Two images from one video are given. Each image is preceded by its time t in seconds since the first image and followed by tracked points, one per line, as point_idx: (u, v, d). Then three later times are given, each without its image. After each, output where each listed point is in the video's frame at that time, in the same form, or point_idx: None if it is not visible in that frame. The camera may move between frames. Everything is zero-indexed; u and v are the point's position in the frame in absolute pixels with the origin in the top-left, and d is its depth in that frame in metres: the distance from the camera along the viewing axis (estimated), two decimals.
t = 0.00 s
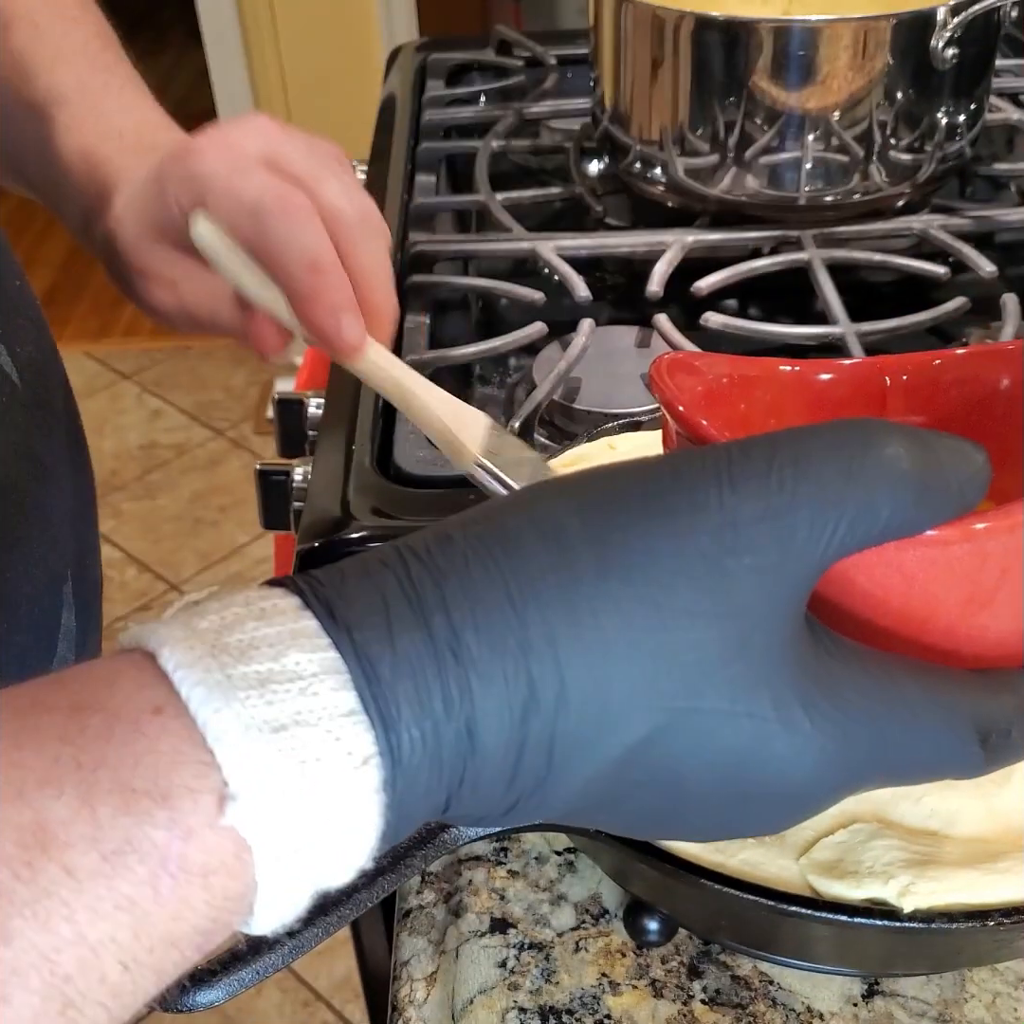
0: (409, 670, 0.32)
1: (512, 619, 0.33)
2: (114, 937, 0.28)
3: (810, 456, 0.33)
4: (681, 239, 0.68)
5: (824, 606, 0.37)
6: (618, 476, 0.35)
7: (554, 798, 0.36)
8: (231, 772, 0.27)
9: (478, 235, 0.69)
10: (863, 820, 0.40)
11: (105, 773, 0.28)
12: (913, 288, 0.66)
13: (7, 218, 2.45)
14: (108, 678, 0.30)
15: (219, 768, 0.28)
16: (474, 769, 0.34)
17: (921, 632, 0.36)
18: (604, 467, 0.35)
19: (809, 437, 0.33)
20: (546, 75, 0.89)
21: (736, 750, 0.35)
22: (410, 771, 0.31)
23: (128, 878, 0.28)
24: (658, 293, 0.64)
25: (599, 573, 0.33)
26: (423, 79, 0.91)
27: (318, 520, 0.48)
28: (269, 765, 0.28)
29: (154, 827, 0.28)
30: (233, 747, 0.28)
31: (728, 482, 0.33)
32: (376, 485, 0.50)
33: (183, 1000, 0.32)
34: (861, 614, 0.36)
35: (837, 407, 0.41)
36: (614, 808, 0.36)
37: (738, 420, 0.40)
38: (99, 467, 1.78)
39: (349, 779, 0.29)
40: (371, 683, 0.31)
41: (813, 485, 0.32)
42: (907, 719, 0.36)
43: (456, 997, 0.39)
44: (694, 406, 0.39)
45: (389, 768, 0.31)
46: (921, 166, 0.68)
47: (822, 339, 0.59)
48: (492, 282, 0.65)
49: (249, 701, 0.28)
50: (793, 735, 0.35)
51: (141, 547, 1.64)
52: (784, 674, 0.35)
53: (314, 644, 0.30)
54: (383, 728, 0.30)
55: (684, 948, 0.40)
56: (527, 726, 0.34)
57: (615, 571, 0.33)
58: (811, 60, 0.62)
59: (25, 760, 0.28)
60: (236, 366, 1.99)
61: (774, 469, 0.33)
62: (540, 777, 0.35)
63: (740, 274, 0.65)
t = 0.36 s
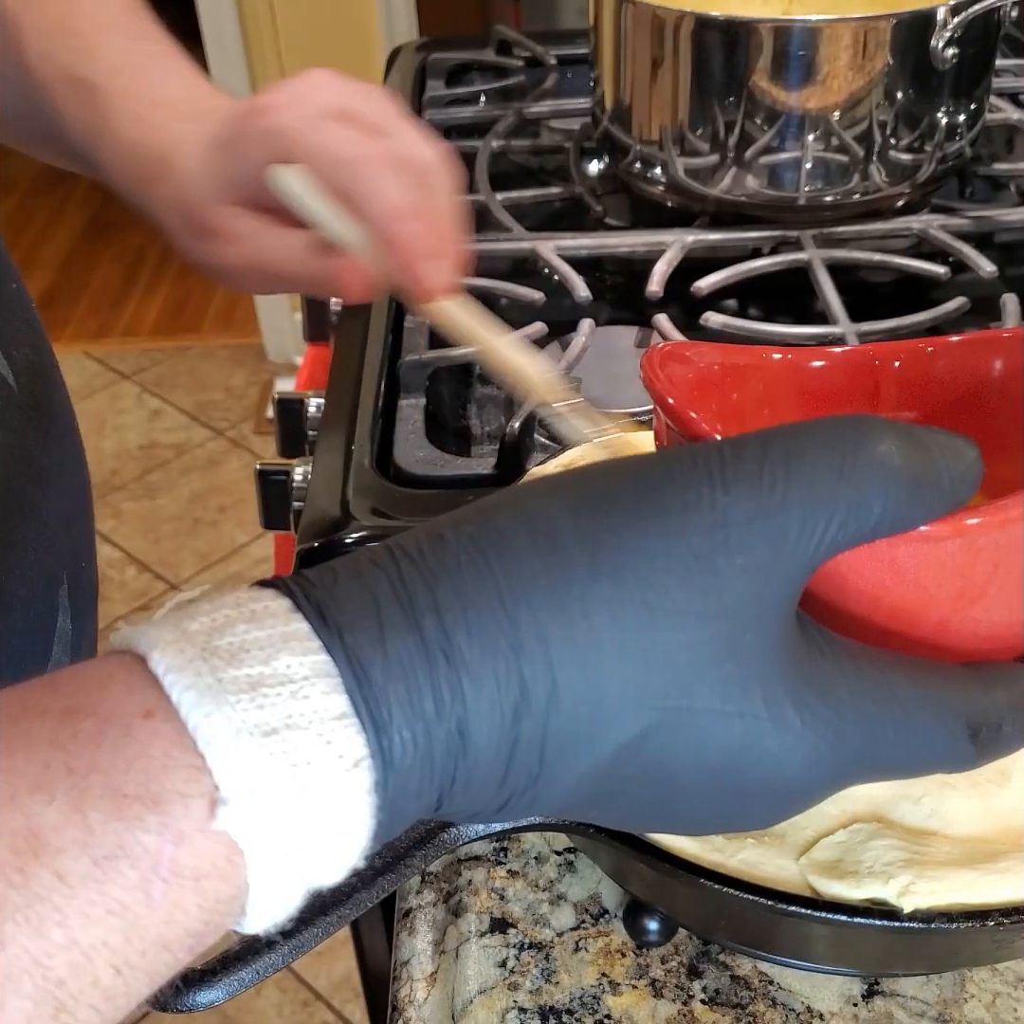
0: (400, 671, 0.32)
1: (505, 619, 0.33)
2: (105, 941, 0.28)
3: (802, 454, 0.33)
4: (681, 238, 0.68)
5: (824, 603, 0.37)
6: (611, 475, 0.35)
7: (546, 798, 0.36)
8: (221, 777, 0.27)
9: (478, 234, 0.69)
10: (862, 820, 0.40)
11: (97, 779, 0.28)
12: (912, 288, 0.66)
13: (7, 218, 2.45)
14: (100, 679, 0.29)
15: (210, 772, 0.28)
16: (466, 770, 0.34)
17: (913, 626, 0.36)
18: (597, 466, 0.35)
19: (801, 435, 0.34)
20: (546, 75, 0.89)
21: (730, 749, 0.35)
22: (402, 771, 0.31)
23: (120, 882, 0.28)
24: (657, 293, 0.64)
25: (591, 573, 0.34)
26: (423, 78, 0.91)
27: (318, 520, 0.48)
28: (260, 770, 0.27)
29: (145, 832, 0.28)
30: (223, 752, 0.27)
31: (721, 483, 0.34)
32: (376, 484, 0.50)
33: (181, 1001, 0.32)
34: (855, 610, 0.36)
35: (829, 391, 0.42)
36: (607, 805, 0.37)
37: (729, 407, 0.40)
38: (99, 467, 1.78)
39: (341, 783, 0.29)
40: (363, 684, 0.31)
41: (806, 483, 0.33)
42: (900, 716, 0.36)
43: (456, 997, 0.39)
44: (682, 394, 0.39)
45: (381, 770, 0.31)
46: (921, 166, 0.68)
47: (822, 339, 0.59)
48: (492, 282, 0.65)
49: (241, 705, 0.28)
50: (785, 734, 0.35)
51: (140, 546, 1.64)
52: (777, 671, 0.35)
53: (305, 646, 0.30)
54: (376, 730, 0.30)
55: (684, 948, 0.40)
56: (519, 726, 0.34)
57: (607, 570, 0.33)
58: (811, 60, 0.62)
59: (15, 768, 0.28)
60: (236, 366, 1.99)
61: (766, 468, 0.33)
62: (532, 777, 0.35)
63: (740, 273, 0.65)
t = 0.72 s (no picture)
0: (388, 681, 0.32)
1: (494, 628, 0.34)
2: (93, 953, 0.28)
3: (790, 463, 0.34)
4: (680, 239, 0.68)
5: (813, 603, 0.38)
6: (601, 481, 0.35)
7: (535, 804, 0.36)
8: (210, 789, 0.27)
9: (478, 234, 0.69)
10: (863, 820, 0.40)
11: (85, 791, 0.28)
12: (912, 287, 0.66)
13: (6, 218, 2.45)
14: (87, 693, 0.29)
15: (198, 783, 0.28)
16: (455, 777, 0.34)
17: (903, 627, 0.37)
18: (586, 474, 0.36)
19: (791, 445, 0.34)
20: (546, 75, 0.89)
21: (720, 753, 0.35)
22: (391, 782, 0.31)
23: (107, 894, 0.28)
24: (658, 293, 0.64)
25: (581, 580, 0.34)
26: (423, 78, 0.91)
27: (318, 520, 0.48)
28: (249, 781, 0.28)
29: (133, 845, 0.28)
30: (211, 762, 0.28)
31: (709, 491, 0.34)
32: (376, 485, 0.50)
33: (182, 1000, 0.32)
34: (842, 611, 0.37)
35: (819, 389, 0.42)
36: (597, 810, 0.37)
37: (718, 403, 0.41)
38: (98, 468, 1.78)
39: (328, 793, 0.29)
40: (351, 695, 0.31)
41: (793, 491, 0.33)
42: (882, 719, 0.36)
43: (456, 997, 0.39)
44: (671, 393, 0.39)
45: (371, 780, 0.31)
46: (921, 167, 0.68)
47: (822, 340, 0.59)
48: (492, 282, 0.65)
49: (228, 716, 0.28)
50: (774, 739, 0.36)
51: (140, 546, 1.64)
52: (765, 677, 0.35)
53: (293, 657, 0.30)
54: (364, 739, 0.31)
55: (684, 948, 0.40)
56: (508, 733, 0.34)
57: (596, 577, 0.34)
58: (811, 60, 0.62)
59: (5, 780, 0.28)
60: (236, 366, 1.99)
61: (754, 475, 0.34)
62: (521, 783, 0.35)
63: (739, 273, 0.64)
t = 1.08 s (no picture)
0: (396, 693, 0.32)
1: (502, 640, 0.33)
2: (99, 971, 0.28)
3: (804, 472, 0.34)
4: (681, 238, 0.68)
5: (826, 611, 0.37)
6: (612, 489, 0.35)
7: (544, 816, 0.35)
8: (214, 802, 0.27)
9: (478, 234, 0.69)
10: (862, 820, 0.40)
11: (89, 805, 0.28)
12: (912, 287, 0.66)
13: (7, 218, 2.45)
14: (92, 706, 0.29)
15: (204, 798, 0.28)
16: (463, 789, 0.34)
17: (920, 636, 0.36)
18: (598, 480, 0.35)
19: (805, 452, 0.34)
20: (546, 76, 0.89)
21: (732, 765, 0.35)
22: (398, 794, 0.31)
23: (112, 912, 0.28)
24: (658, 292, 0.64)
25: (590, 592, 0.33)
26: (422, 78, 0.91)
27: (318, 520, 0.48)
28: (256, 796, 0.27)
29: (138, 860, 0.28)
30: (216, 776, 0.27)
31: (723, 499, 0.34)
32: (377, 485, 0.50)
33: (184, 998, 0.32)
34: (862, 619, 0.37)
35: (833, 386, 0.41)
36: (607, 823, 0.36)
37: (732, 402, 0.40)
38: (98, 468, 1.78)
39: (336, 806, 0.28)
40: (358, 707, 0.31)
41: (808, 501, 0.33)
42: (905, 732, 0.36)
43: (456, 997, 0.39)
44: (685, 394, 0.39)
45: (377, 792, 0.31)
46: (921, 167, 0.68)
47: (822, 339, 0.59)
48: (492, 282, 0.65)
49: (234, 730, 0.28)
50: (786, 750, 0.35)
51: (140, 546, 1.64)
52: (779, 689, 0.35)
53: (300, 670, 0.30)
54: (370, 752, 0.30)
55: (684, 948, 0.40)
56: (517, 746, 0.33)
57: (604, 590, 0.33)
58: (811, 60, 0.62)
59: (9, 794, 0.28)
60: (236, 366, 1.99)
61: (769, 485, 0.34)
62: (530, 796, 0.35)
63: (740, 273, 0.65)
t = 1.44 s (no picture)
0: (359, 750, 0.30)
1: (472, 695, 0.31)
2: None
3: (787, 523, 0.31)
4: (681, 238, 0.68)
5: (800, 661, 0.34)
6: (584, 533, 0.32)
7: (515, 866, 0.34)
8: (170, 861, 0.26)
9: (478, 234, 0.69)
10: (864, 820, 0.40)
11: (41, 861, 0.27)
12: (912, 287, 0.66)
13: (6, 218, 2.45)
14: (48, 755, 0.28)
15: (160, 859, 0.27)
16: (429, 843, 0.32)
17: (901, 695, 0.33)
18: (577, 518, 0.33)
19: (791, 496, 0.31)
20: (546, 76, 0.89)
21: (715, 821, 0.33)
22: (361, 851, 0.30)
23: (61, 973, 0.27)
24: (658, 292, 0.64)
25: (563, 645, 0.31)
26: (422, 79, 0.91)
27: (318, 520, 0.48)
28: (214, 857, 0.27)
29: (90, 921, 0.27)
30: (176, 834, 0.26)
31: (699, 550, 0.31)
32: (377, 485, 0.50)
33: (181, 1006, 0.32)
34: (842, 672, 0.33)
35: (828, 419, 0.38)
36: (581, 867, 0.35)
37: (726, 440, 0.37)
38: (98, 468, 1.78)
39: (294, 865, 0.27)
40: (321, 764, 0.29)
41: (792, 554, 0.30)
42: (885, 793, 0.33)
43: (456, 997, 0.39)
44: (671, 433, 0.36)
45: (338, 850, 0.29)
46: (921, 167, 0.68)
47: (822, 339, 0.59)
48: (492, 282, 0.65)
49: (191, 787, 0.27)
50: (768, 808, 0.33)
51: (140, 546, 1.64)
52: (760, 745, 0.33)
53: (261, 725, 0.28)
54: (332, 810, 0.29)
55: (684, 948, 0.40)
56: (485, 804, 0.32)
57: (582, 644, 0.31)
58: (811, 60, 0.62)
59: None
60: (236, 366, 1.99)
61: (748, 536, 0.31)
62: (499, 850, 0.33)
63: (740, 273, 0.65)
